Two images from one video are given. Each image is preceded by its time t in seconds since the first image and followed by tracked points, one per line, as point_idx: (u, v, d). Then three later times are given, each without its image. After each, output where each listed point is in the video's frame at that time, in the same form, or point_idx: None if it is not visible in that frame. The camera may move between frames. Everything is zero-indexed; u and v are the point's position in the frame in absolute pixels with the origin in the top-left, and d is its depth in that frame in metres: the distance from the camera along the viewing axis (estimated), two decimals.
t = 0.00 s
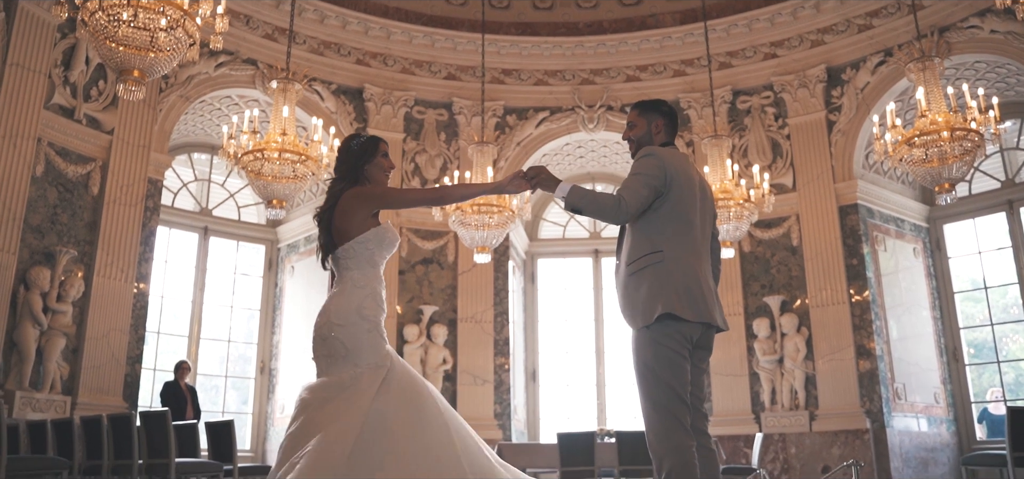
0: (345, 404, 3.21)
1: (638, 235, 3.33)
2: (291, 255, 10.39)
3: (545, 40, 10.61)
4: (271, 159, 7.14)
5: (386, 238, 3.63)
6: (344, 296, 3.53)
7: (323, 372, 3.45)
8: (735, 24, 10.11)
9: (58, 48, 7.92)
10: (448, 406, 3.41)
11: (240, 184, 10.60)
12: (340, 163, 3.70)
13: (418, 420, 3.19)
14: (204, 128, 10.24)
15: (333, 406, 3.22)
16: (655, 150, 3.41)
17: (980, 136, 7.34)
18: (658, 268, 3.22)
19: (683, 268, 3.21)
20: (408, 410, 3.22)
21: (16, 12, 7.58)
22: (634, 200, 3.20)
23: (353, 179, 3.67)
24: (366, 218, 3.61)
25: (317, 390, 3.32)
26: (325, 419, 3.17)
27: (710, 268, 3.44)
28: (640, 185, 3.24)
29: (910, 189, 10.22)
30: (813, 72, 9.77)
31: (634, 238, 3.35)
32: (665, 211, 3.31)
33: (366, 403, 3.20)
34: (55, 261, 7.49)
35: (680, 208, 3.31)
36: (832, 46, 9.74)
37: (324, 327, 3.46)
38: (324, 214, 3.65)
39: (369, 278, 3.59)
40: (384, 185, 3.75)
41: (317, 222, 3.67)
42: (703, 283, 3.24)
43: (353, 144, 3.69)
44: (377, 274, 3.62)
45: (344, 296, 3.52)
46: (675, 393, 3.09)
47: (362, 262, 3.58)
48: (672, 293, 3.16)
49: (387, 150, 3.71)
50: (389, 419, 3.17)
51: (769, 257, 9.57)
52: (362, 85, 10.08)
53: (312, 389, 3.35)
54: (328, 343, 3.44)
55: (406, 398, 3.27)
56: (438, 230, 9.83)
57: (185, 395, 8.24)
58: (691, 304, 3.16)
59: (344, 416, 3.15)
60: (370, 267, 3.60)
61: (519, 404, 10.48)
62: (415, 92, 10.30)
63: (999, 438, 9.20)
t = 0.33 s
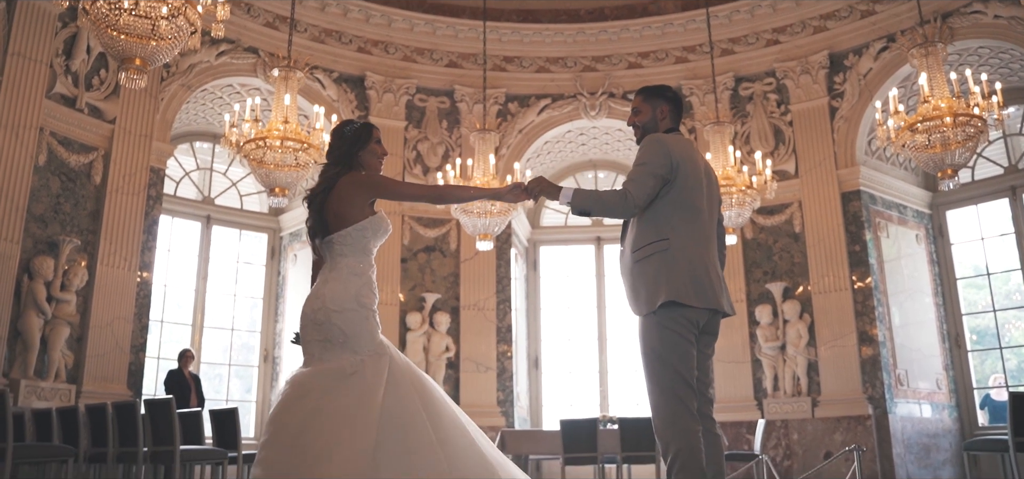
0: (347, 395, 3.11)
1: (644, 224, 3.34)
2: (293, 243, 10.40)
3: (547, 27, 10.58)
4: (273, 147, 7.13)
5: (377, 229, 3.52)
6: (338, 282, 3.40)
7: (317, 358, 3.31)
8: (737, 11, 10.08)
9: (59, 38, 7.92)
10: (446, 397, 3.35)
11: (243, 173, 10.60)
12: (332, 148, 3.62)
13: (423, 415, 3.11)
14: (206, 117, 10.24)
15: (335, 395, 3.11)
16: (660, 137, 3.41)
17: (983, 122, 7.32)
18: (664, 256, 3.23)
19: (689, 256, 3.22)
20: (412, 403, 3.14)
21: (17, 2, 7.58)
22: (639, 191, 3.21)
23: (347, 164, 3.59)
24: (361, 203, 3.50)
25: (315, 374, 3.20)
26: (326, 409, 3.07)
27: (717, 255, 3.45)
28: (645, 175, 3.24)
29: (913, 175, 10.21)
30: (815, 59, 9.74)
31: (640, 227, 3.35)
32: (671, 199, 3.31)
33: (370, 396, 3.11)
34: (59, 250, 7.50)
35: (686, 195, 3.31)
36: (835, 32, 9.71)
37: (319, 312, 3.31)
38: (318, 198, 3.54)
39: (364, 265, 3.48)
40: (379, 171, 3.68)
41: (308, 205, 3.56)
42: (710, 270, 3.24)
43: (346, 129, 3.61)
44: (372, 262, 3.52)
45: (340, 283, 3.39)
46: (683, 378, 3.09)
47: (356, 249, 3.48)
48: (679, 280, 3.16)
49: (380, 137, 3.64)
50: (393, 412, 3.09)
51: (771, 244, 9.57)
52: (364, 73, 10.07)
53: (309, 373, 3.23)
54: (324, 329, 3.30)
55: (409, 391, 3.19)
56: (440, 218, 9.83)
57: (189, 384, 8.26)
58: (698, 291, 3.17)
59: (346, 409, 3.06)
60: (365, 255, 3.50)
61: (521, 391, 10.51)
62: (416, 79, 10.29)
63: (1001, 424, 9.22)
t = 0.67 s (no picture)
0: (350, 386, 3.08)
1: (649, 212, 3.34)
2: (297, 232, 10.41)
3: (549, 14, 10.55)
4: (276, 135, 7.14)
5: (371, 219, 3.45)
6: (339, 269, 3.32)
7: (319, 345, 3.25)
8: None
9: (62, 26, 7.92)
10: (444, 390, 3.35)
11: (246, 161, 10.60)
12: (326, 134, 3.53)
13: (425, 410, 3.10)
14: (209, 106, 10.25)
15: (338, 385, 3.07)
16: (666, 124, 3.40)
17: (988, 108, 7.30)
18: (668, 244, 3.24)
19: (695, 243, 3.22)
20: (414, 398, 3.13)
21: None
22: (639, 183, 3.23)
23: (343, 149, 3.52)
24: (358, 190, 3.40)
25: (317, 361, 3.15)
26: (329, 398, 3.03)
27: (724, 240, 3.45)
28: (647, 164, 3.25)
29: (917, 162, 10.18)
30: (819, 45, 9.71)
31: (645, 216, 3.36)
32: (675, 186, 3.30)
33: (373, 389, 3.07)
34: (63, 239, 7.53)
35: (690, 182, 3.29)
36: (839, 18, 9.67)
37: (320, 298, 3.24)
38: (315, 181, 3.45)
39: (363, 253, 3.41)
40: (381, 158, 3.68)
41: (303, 188, 3.48)
42: (715, 255, 3.24)
43: (340, 115, 3.53)
44: (370, 250, 3.45)
45: (341, 270, 3.33)
46: (689, 364, 3.10)
47: (356, 236, 3.41)
48: (684, 266, 3.17)
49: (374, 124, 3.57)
50: (396, 405, 3.07)
51: (775, 231, 9.56)
52: (366, 61, 10.06)
53: (309, 360, 3.18)
54: (325, 314, 3.24)
55: (411, 386, 3.17)
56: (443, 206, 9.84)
57: (194, 372, 8.30)
58: (704, 278, 3.17)
59: (350, 400, 3.03)
60: (363, 242, 3.43)
61: (525, 379, 10.55)
62: (420, 67, 10.27)
63: (1005, 411, 9.23)
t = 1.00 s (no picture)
0: (357, 375, 3.06)
1: (653, 199, 3.34)
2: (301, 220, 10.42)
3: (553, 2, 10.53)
4: (280, 123, 7.14)
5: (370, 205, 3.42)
6: (343, 258, 3.33)
7: (325, 333, 3.25)
8: None
9: (65, 15, 7.91)
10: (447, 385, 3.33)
11: (249, 150, 10.60)
12: (322, 121, 3.49)
13: (430, 403, 3.08)
14: (212, 94, 10.26)
15: (342, 371, 3.06)
16: (670, 111, 3.38)
17: (992, 94, 7.27)
18: (672, 231, 3.24)
19: (697, 229, 3.22)
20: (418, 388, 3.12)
21: None
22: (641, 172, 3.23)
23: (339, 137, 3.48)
24: (359, 178, 3.37)
25: (323, 349, 3.15)
26: (334, 384, 3.01)
27: (728, 226, 3.45)
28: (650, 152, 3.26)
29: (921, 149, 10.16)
30: (823, 31, 9.66)
31: (650, 203, 3.36)
32: (679, 173, 3.30)
33: (380, 378, 3.05)
34: (68, 228, 7.55)
35: (695, 170, 3.28)
36: (843, 4, 9.62)
37: (326, 287, 3.24)
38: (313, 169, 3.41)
39: (365, 241, 3.41)
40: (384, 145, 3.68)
41: (298, 176, 3.43)
42: (719, 242, 3.24)
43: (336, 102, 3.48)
44: (370, 237, 3.45)
45: (346, 258, 3.32)
46: (693, 350, 3.10)
47: (357, 224, 3.40)
48: (687, 253, 3.18)
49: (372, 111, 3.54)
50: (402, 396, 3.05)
51: (778, 218, 9.56)
52: (369, 49, 10.05)
53: (315, 348, 3.18)
54: (332, 302, 3.24)
55: (416, 378, 3.17)
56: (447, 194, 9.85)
57: (199, 360, 8.32)
58: (707, 264, 3.18)
59: (356, 387, 3.01)
60: (364, 230, 3.42)
61: (529, 366, 10.58)
62: (423, 55, 10.26)
63: (1008, 398, 9.24)
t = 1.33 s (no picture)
0: (365, 361, 3.05)
1: (655, 185, 3.34)
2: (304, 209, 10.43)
3: None
4: (283, 111, 7.14)
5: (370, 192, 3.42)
6: (349, 246, 3.33)
7: (332, 320, 3.25)
8: None
9: (67, 4, 7.89)
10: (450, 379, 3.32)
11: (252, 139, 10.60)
12: (319, 109, 3.47)
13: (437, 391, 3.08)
14: (214, 83, 10.25)
15: (346, 358, 3.06)
16: (673, 97, 3.38)
17: (996, 80, 7.25)
18: (672, 216, 3.24)
19: (698, 215, 3.23)
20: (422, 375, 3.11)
21: None
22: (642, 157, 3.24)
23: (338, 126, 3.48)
24: (359, 165, 3.36)
25: (328, 337, 3.16)
26: (342, 372, 3.00)
27: (730, 213, 3.45)
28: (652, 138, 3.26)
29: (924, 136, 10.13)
30: (826, 18, 9.62)
31: (652, 189, 3.36)
32: (681, 159, 3.30)
33: (388, 365, 3.05)
34: (72, 217, 7.56)
35: (697, 156, 3.29)
36: None
37: (332, 275, 3.25)
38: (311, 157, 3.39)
39: (368, 228, 3.42)
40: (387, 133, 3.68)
41: (297, 162, 3.42)
42: (721, 228, 3.24)
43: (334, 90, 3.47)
44: (371, 224, 3.45)
45: (351, 246, 3.34)
46: (695, 335, 3.11)
47: (359, 212, 3.40)
48: (688, 239, 3.18)
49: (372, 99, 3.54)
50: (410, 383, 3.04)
51: (781, 206, 9.56)
52: (371, 37, 10.03)
53: (321, 336, 3.19)
54: (339, 290, 3.25)
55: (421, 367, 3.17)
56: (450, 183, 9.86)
57: (203, 349, 8.36)
58: (707, 250, 3.18)
59: (364, 374, 3.00)
60: (365, 217, 3.42)
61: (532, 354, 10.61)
62: (425, 43, 10.24)
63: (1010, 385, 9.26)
